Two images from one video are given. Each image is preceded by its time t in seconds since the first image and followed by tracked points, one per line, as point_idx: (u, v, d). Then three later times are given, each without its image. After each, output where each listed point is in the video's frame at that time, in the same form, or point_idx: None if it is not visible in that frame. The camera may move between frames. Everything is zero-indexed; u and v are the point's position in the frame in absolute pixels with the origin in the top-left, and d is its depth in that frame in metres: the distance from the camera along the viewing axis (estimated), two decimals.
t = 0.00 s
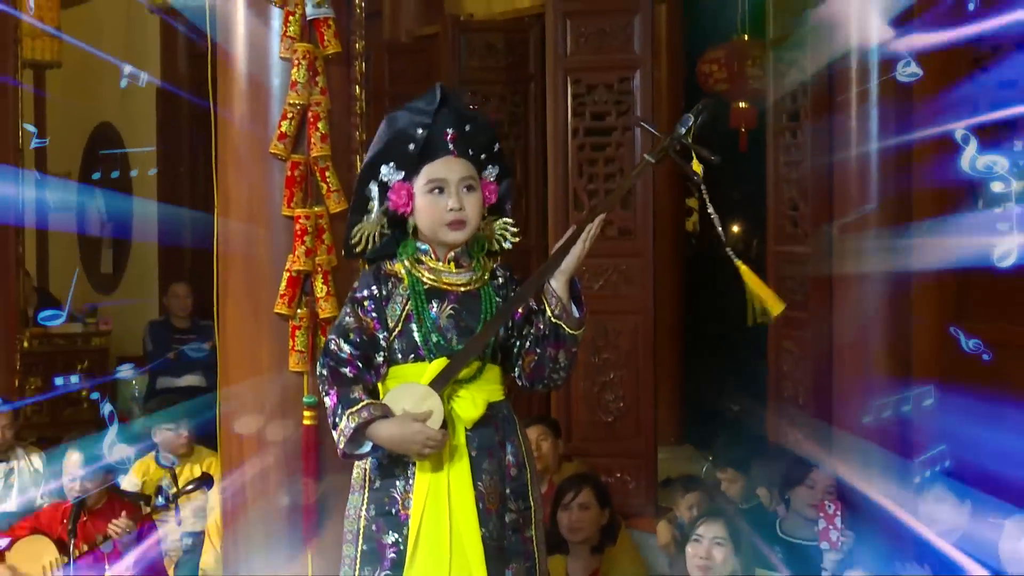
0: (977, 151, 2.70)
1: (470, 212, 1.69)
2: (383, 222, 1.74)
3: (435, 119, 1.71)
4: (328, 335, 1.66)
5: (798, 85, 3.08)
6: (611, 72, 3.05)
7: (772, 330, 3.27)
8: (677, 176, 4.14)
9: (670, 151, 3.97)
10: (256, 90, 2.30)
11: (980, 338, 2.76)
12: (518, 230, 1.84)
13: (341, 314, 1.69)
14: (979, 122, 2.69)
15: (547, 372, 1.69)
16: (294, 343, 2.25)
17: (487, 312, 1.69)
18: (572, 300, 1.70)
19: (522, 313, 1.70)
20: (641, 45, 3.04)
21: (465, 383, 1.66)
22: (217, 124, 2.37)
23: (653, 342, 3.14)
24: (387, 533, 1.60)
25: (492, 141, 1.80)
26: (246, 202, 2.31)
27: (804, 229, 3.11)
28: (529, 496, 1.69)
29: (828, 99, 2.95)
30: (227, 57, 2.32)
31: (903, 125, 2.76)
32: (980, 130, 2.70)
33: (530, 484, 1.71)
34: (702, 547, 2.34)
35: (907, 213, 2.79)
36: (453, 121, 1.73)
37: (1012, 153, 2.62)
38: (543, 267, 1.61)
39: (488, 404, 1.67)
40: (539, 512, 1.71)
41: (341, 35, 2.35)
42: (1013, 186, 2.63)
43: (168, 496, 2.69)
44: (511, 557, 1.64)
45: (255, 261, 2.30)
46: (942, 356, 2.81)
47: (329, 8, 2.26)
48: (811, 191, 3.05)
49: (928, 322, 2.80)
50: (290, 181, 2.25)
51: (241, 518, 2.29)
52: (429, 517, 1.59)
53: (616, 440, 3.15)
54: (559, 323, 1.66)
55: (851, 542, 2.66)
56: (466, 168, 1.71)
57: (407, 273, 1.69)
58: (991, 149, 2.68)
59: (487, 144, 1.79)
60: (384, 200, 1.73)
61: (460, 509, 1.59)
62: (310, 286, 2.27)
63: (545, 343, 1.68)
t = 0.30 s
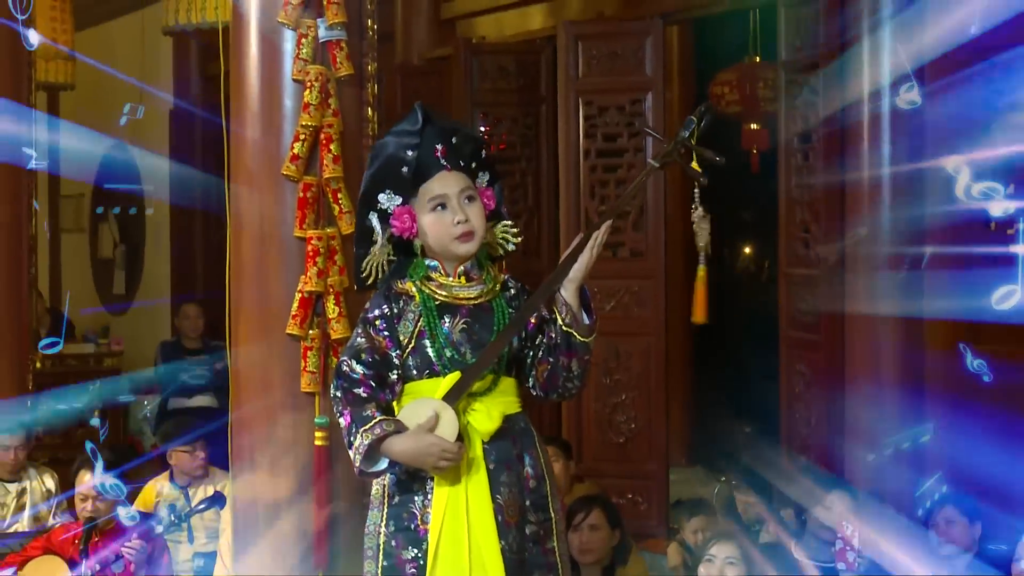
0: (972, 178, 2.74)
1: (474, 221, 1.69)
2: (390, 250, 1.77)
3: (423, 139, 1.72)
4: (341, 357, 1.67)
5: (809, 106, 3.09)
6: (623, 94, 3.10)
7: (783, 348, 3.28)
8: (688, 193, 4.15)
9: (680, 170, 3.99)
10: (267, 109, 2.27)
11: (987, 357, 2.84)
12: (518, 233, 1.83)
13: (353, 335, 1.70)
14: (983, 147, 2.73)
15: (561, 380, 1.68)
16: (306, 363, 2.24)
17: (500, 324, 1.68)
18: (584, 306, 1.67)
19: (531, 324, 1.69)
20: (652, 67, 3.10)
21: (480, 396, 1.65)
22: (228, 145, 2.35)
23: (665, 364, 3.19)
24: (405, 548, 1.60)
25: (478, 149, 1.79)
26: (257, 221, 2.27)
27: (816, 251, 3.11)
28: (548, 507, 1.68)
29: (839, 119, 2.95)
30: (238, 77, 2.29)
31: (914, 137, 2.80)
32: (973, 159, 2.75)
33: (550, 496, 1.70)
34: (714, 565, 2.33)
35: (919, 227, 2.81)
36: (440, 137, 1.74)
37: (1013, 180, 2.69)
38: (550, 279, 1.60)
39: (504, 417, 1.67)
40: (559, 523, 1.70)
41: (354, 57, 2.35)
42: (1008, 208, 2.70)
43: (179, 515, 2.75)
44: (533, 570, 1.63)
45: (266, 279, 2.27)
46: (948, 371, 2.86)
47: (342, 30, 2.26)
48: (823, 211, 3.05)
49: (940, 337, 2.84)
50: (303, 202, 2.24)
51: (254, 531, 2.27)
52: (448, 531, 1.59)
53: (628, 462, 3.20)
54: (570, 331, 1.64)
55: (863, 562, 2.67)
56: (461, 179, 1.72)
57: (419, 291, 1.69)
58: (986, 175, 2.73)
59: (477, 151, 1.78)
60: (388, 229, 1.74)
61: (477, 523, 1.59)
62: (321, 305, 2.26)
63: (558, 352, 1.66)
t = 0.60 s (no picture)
0: (968, 206, 2.71)
1: (476, 227, 1.70)
2: (394, 263, 1.78)
3: (418, 148, 1.73)
4: (350, 370, 1.65)
5: (816, 110, 3.11)
6: (630, 98, 3.11)
7: (790, 353, 3.31)
8: (694, 196, 4.17)
9: (686, 173, 4.02)
10: (274, 115, 2.27)
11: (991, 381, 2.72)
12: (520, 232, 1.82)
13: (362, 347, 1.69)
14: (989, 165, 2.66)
15: (570, 384, 1.67)
16: (312, 365, 2.23)
17: (508, 329, 1.68)
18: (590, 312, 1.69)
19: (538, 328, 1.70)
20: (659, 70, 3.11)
21: (490, 404, 1.66)
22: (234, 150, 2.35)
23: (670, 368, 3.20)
24: (418, 556, 1.60)
25: (474, 153, 1.79)
26: (265, 226, 2.28)
27: (823, 255, 3.13)
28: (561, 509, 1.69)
29: (845, 124, 2.96)
30: (246, 83, 2.29)
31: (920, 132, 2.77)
32: (968, 188, 2.71)
33: (563, 499, 1.70)
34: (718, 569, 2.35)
35: (925, 222, 2.77)
36: (436, 145, 1.74)
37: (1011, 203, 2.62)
38: (555, 282, 1.61)
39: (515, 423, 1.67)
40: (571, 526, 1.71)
41: (360, 60, 2.33)
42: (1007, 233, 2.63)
43: (186, 520, 2.71)
44: (545, 572, 1.64)
45: (274, 285, 2.27)
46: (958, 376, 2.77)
47: (349, 34, 2.23)
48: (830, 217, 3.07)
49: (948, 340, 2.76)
50: (309, 205, 2.22)
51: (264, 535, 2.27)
52: (460, 538, 1.59)
53: (635, 466, 3.20)
54: (576, 334, 1.66)
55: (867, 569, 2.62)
56: (460, 186, 1.72)
57: (425, 299, 1.69)
58: (984, 202, 2.68)
59: (474, 154, 1.78)
60: (390, 241, 1.75)
61: (490, 531, 1.59)
62: (329, 309, 2.25)
63: (566, 355, 1.66)
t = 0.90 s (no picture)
0: (967, 234, 2.75)
1: (475, 226, 1.69)
2: (393, 262, 1.77)
3: (416, 147, 1.72)
4: (350, 370, 1.66)
5: (819, 109, 3.11)
6: (632, 96, 3.12)
7: (793, 351, 3.32)
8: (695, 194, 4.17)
9: (688, 173, 4.02)
10: (275, 113, 2.27)
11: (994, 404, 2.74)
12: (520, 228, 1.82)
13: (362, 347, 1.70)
14: (989, 177, 2.69)
15: (569, 381, 1.67)
16: (313, 364, 2.22)
17: (508, 326, 1.67)
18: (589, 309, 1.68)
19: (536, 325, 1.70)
20: (661, 67, 3.11)
21: (488, 402, 1.65)
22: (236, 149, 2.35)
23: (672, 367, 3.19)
24: (417, 554, 1.60)
25: (473, 151, 1.79)
26: (266, 224, 2.27)
27: (826, 253, 3.13)
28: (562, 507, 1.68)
29: (847, 122, 2.96)
30: (249, 81, 2.29)
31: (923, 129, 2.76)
32: (966, 215, 2.74)
33: (564, 497, 1.70)
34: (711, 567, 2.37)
35: (928, 220, 2.79)
36: (434, 144, 1.73)
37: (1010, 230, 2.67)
38: (553, 278, 1.61)
39: (514, 420, 1.66)
40: (573, 523, 1.70)
41: (362, 58, 2.33)
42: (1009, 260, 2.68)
43: (186, 515, 2.67)
44: (545, 571, 1.64)
45: (276, 283, 2.27)
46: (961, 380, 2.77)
47: (351, 31, 2.23)
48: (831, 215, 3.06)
49: (951, 340, 2.78)
50: (311, 202, 2.21)
51: (263, 534, 2.26)
52: (459, 536, 1.59)
53: (634, 465, 3.20)
54: (574, 332, 1.65)
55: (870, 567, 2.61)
56: (459, 185, 1.72)
57: (425, 298, 1.68)
58: (984, 227, 2.72)
59: (474, 152, 1.78)
60: (390, 242, 1.75)
61: (488, 529, 1.59)
62: (330, 307, 2.24)
63: (563, 353, 1.66)
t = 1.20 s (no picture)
0: (967, 259, 2.75)
1: (470, 223, 1.69)
2: (391, 260, 1.77)
3: (411, 145, 1.72)
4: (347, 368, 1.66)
5: (819, 107, 3.11)
6: (633, 94, 3.12)
7: (794, 349, 3.32)
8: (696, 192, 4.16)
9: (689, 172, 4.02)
10: (275, 111, 2.27)
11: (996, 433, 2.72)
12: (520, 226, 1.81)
13: (360, 345, 1.70)
14: (991, 180, 2.70)
15: (565, 376, 1.65)
16: (314, 362, 2.22)
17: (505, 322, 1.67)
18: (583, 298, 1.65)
19: (533, 320, 1.70)
20: (662, 65, 3.11)
21: (484, 398, 1.65)
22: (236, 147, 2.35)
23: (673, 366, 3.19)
24: (415, 551, 1.60)
25: (471, 149, 1.79)
26: (267, 222, 2.27)
27: (826, 251, 3.13)
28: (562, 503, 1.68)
29: (848, 121, 2.96)
30: (250, 79, 2.28)
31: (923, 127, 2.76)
32: (966, 240, 2.74)
33: (564, 494, 1.69)
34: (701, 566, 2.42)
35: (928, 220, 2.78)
36: (429, 142, 1.73)
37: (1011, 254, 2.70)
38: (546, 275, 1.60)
39: (511, 417, 1.66)
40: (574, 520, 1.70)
41: (362, 57, 2.33)
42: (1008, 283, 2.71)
43: (186, 514, 2.66)
44: (544, 567, 1.63)
45: (277, 281, 2.26)
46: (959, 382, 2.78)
47: (351, 29, 2.23)
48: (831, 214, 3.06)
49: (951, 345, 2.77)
50: (312, 201, 2.22)
51: (264, 531, 2.26)
52: (457, 532, 1.59)
53: (634, 463, 3.21)
54: (569, 326, 1.63)
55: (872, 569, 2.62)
56: (453, 182, 1.72)
57: (422, 296, 1.69)
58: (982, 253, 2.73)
59: (472, 150, 1.78)
60: (386, 240, 1.75)
61: (486, 525, 1.59)
62: (331, 304, 2.24)
63: (559, 347, 1.64)
